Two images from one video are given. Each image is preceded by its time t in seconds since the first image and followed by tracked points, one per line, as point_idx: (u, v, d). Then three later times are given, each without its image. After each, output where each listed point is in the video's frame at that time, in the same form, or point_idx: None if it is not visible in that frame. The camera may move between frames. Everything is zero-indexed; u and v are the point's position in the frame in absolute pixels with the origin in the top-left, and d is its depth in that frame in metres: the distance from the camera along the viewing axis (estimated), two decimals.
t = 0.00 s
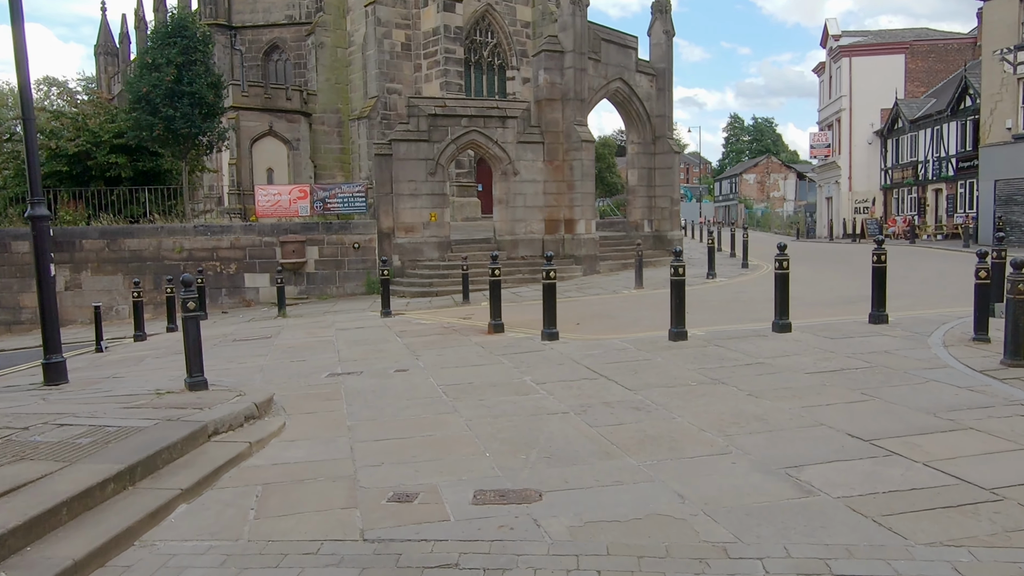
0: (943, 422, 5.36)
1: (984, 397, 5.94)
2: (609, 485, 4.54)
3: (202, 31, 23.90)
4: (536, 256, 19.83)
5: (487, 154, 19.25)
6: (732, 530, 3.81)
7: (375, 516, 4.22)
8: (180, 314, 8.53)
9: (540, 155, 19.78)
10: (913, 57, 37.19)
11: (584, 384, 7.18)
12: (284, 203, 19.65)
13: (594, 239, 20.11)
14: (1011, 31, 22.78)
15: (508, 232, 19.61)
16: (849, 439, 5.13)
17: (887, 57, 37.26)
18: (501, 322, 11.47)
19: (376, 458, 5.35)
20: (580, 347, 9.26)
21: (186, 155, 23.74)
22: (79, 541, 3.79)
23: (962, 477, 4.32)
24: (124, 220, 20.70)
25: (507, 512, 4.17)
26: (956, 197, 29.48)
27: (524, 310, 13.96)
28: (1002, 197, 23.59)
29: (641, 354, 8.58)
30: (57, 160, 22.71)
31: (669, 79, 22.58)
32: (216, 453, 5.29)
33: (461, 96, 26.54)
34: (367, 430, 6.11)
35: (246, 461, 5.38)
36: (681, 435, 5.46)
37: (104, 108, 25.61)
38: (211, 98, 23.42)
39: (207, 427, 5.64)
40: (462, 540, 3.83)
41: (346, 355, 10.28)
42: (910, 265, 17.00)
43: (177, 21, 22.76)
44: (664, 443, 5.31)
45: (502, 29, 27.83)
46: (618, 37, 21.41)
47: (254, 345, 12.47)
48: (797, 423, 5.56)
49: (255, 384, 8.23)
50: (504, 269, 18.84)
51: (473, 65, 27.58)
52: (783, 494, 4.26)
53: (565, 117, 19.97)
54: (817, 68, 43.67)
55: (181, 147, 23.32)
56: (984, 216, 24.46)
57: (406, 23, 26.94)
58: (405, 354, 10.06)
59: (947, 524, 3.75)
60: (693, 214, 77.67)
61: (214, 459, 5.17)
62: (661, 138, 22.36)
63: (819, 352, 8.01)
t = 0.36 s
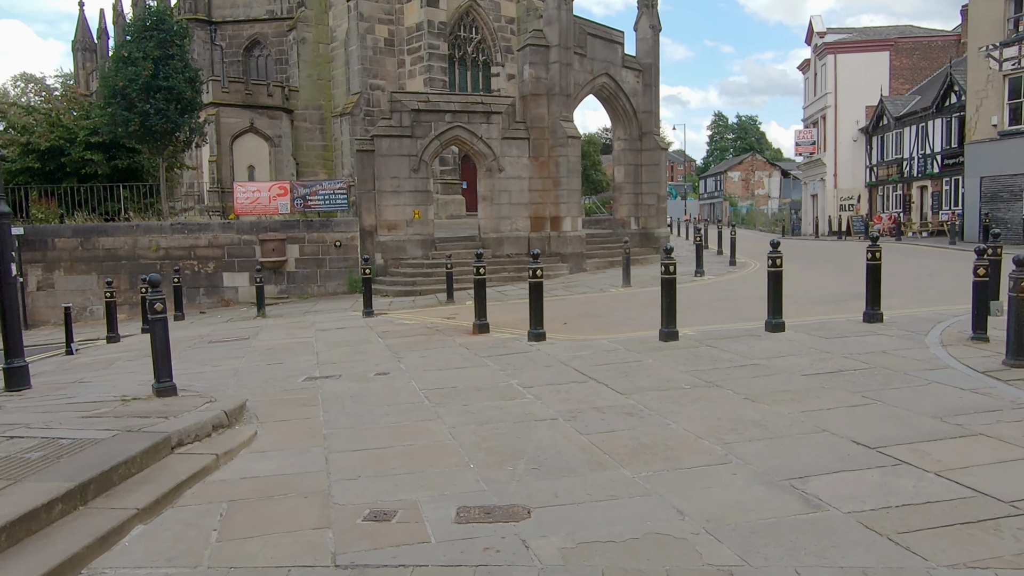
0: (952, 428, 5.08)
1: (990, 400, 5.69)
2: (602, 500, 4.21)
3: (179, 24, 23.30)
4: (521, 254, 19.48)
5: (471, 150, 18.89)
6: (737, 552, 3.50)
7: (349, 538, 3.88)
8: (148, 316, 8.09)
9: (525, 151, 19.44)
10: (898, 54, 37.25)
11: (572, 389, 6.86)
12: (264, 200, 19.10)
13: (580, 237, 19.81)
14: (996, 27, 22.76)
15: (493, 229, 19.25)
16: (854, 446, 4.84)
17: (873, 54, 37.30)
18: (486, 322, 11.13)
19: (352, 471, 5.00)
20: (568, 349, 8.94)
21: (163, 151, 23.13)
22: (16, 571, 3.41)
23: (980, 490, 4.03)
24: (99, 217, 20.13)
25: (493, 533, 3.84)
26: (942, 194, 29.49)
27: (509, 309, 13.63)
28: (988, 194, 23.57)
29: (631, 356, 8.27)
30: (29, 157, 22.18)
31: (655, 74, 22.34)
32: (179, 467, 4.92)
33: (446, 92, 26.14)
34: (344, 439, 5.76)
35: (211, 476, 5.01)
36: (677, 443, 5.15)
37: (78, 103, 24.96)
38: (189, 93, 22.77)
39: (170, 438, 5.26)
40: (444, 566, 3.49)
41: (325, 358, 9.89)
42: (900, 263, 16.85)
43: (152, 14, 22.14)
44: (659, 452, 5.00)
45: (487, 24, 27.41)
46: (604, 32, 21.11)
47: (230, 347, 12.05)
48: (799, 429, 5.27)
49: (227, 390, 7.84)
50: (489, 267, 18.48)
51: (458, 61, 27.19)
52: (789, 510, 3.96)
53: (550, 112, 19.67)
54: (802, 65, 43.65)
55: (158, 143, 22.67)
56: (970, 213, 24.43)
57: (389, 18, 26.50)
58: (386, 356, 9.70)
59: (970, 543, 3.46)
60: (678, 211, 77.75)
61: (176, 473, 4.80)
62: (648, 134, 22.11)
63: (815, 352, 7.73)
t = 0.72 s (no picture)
0: (945, 439, 4.86)
1: (981, 408, 5.48)
2: (582, 525, 3.91)
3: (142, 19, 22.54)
4: (495, 255, 19.14)
5: (444, 149, 18.53)
6: None
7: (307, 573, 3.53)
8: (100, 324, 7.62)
9: (500, 150, 19.10)
10: (870, 55, 37.59)
11: (549, 399, 6.55)
12: (231, 201, 18.55)
13: (556, 237, 19.54)
14: (966, 28, 23.04)
15: (467, 229, 18.90)
16: (847, 460, 4.59)
17: (845, 54, 37.61)
18: (459, 326, 10.78)
19: (313, 493, 4.63)
20: (544, 354, 8.63)
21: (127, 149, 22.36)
22: None
23: (983, 508, 3.79)
24: (60, 218, 19.41)
25: (465, 565, 3.51)
26: (913, 194, 29.74)
27: (484, 312, 13.29)
28: (959, 194, 23.76)
29: (610, 362, 7.98)
30: None
31: (630, 73, 22.13)
32: (124, 492, 4.53)
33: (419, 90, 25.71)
34: (307, 457, 5.39)
35: (160, 501, 4.62)
36: (660, 458, 4.87)
37: (38, 100, 24.16)
38: (153, 89, 22.04)
39: (116, 459, 4.87)
40: None
41: (291, 365, 9.47)
42: (875, 263, 16.82)
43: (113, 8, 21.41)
44: (642, 469, 4.71)
45: (460, 23, 27.02)
46: (579, 30, 20.86)
47: (193, 353, 11.56)
48: (787, 441, 5.01)
49: (185, 402, 7.40)
50: (463, 268, 18.13)
51: (431, 59, 26.79)
52: (783, 533, 3.68)
53: (525, 111, 19.36)
54: (775, 66, 43.88)
55: (121, 141, 21.93)
56: (942, 213, 24.61)
57: (360, 15, 25.99)
58: (356, 363, 9.32)
59: (979, 570, 3.21)
60: (653, 211, 78.01)
61: (119, 499, 4.41)
62: (623, 133, 21.92)
63: (798, 357, 7.51)
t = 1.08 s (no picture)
0: (936, 448, 4.66)
1: (968, 414, 5.31)
2: (563, 550, 3.60)
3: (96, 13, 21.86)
4: (463, 256, 18.77)
5: (410, 147, 18.12)
6: None
7: None
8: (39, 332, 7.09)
9: (467, 149, 18.73)
10: (833, 57, 38.10)
11: (522, 407, 6.24)
12: (188, 200, 17.91)
13: (524, 237, 19.25)
14: (928, 30, 23.39)
15: (434, 229, 18.52)
16: (837, 472, 4.36)
17: (808, 56, 38.06)
18: (426, 329, 10.41)
19: (268, 517, 4.25)
20: (515, 359, 8.32)
21: (78, 147, 21.20)
22: None
23: (984, 525, 3.58)
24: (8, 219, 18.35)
25: None
26: (876, 194, 30.17)
27: (452, 315, 12.94)
28: (922, 195, 24.09)
29: (583, 367, 7.70)
30: None
31: (599, 72, 21.95)
32: (55, 520, 4.10)
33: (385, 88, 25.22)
34: (263, 474, 4.99)
35: (97, 528, 4.20)
36: (641, 472, 4.59)
37: None
38: (108, 84, 21.26)
39: (48, 482, 4.43)
40: None
41: (249, 372, 9.01)
42: (843, 263, 16.87)
43: None
44: (623, 483, 4.42)
45: (426, 20, 26.56)
46: (547, 27, 20.61)
47: (146, 360, 11.00)
48: (773, 452, 4.77)
49: (132, 414, 6.92)
50: (430, 269, 17.74)
51: (397, 57, 26.31)
52: (778, 556, 3.42)
53: (492, 109, 19.02)
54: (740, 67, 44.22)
55: (73, 138, 20.86)
56: (905, 213, 24.93)
57: (324, 11, 25.37)
58: (318, 369, 8.90)
59: None
60: (619, 211, 78.38)
61: (49, 529, 3.98)
62: (591, 133, 21.72)
63: (776, 361, 7.31)
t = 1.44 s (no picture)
0: (923, 458, 4.48)
1: (950, 420, 5.17)
2: None
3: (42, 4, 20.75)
4: (426, 257, 18.37)
5: (371, 146, 17.66)
6: None
7: None
8: None
9: (430, 147, 18.33)
10: (791, 60, 38.64)
11: (490, 417, 5.93)
12: (138, 198, 17.16)
13: (489, 238, 18.92)
14: (886, 33, 23.80)
15: (396, 230, 18.10)
16: (825, 486, 4.15)
17: (768, 59, 38.53)
18: (389, 334, 10.04)
19: (215, 546, 3.87)
20: (482, 365, 7.99)
21: (23, 143, 20.40)
22: None
23: (984, 543, 3.39)
24: None
25: None
26: (836, 195, 30.61)
27: (415, 318, 12.57)
28: (881, 196, 24.48)
29: (553, 373, 7.43)
30: None
31: (563, 71, 21.74)
32: None
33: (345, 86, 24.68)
34: (211, 496, 4.60)
35: (22, 563, 3.77)
36: (620, 487, 4.32)
37: None
38: (55, 79, 20.25)
39: None
40: None
41: (201, 381, 8.53)
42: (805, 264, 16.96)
43: None
44: (602, 501, 4.15)
45: (387, 18, 26.06)
46: (510, 25, 20.32)
47: (92, 368, 10.39)
48: (756, 464, 4.54)
49: (71, 429, 6.42)
50: (392, 270, 17.31)
51: (357, 54, 25.78)
52: None
53: (455, 107, 18.67)
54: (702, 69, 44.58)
55: (16, 134, 20.03)
56: (864, 214, 25.31)
57: (282, 7, 24.66)
58: (274, 377, 8.46)
59: None
60: (581, 211, 78.58)
61: None
62: (556, 132, 21.51)
63: (750, 365, 7.13)
